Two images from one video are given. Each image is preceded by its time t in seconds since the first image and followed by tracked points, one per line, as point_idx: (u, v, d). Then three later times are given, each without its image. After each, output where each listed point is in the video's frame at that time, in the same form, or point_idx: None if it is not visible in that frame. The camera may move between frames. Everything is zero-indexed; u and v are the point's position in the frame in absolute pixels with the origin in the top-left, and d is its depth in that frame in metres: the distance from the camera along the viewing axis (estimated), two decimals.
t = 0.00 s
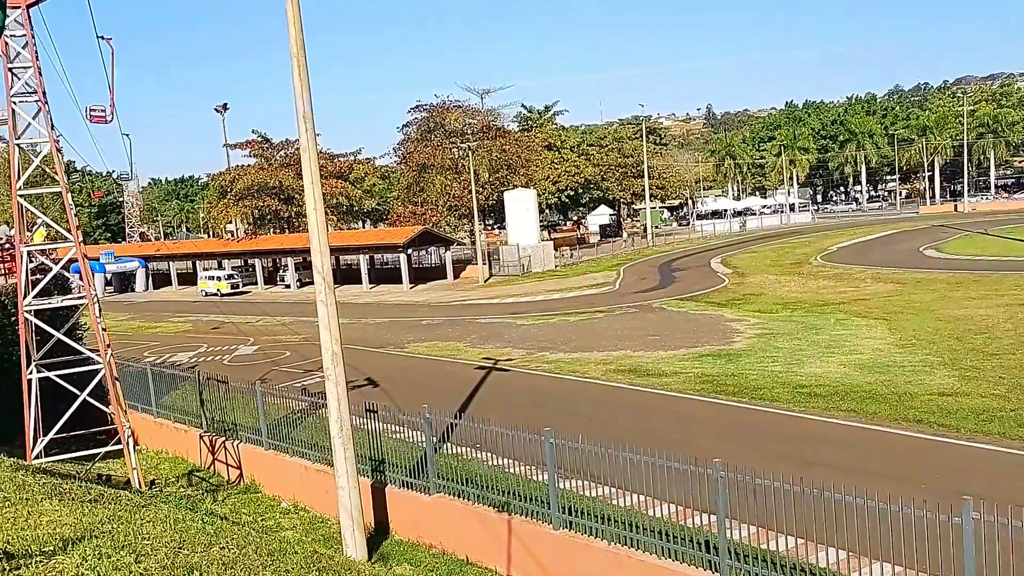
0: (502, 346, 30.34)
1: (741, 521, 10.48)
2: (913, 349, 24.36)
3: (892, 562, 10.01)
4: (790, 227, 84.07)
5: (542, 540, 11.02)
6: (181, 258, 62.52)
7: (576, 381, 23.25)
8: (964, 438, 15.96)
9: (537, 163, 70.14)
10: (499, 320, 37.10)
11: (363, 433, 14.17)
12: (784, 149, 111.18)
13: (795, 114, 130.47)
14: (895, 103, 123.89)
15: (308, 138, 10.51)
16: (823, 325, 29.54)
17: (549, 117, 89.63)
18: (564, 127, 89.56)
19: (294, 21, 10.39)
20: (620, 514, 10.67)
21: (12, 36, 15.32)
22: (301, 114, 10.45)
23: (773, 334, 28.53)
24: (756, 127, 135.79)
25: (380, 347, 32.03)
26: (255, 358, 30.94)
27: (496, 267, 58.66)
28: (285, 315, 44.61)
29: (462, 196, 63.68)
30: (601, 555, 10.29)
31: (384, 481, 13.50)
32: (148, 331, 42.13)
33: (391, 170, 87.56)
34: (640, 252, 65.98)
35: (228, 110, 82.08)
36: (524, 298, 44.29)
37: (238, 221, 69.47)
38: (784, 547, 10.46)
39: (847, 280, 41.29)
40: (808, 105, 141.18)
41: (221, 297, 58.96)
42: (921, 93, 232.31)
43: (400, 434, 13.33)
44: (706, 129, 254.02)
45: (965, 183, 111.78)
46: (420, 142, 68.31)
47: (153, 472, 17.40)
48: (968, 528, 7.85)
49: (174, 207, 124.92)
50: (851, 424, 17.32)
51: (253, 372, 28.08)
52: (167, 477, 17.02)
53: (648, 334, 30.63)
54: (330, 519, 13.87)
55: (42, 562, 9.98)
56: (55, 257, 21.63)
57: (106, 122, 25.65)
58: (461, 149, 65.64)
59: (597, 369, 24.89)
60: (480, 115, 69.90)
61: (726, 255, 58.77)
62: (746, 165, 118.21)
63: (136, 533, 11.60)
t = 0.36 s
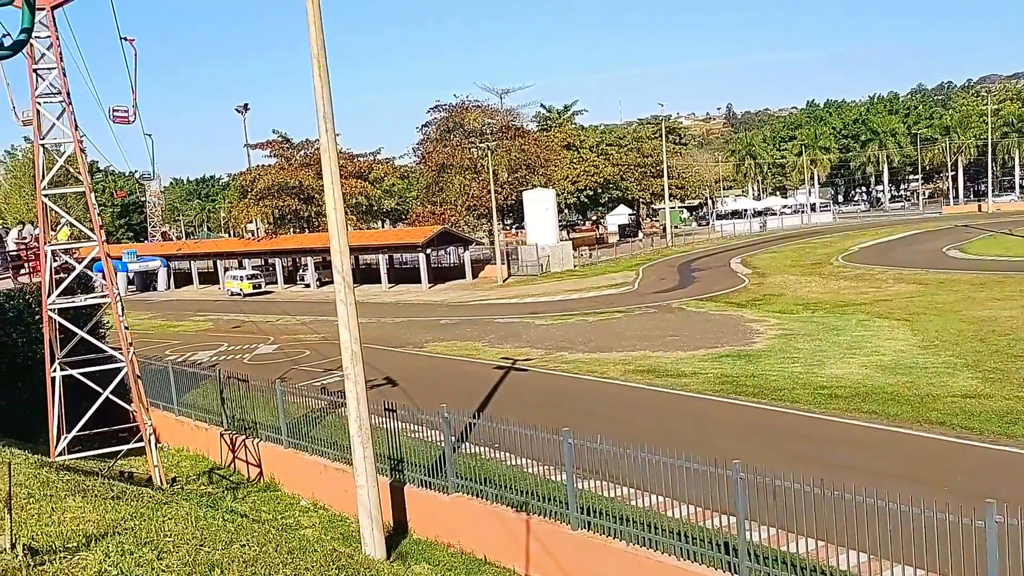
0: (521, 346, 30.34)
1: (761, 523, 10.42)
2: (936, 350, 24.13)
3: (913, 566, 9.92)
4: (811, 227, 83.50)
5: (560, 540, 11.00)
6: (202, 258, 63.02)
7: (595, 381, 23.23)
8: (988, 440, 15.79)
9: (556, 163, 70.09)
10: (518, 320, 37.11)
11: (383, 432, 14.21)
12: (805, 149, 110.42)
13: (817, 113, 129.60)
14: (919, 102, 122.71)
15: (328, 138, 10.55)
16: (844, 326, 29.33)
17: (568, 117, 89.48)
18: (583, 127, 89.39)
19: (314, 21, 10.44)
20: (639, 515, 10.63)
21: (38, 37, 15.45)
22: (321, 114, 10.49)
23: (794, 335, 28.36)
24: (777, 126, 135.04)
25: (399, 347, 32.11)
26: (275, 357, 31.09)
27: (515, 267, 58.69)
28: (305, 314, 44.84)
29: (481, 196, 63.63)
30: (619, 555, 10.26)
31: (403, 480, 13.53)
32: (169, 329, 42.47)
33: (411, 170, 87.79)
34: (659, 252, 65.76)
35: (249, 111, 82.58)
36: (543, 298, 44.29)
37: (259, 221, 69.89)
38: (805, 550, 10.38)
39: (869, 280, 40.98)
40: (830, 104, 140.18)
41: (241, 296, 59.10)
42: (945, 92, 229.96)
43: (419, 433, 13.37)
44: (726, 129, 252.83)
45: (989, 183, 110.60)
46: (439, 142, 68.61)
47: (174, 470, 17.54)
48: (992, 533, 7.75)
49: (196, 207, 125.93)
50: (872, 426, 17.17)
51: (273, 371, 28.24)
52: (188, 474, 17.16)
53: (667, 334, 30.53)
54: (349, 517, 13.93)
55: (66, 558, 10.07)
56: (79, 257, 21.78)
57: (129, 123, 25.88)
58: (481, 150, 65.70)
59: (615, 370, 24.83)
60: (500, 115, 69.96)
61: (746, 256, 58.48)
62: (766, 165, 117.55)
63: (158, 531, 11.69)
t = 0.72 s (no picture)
0: (534, 346, 30.33)
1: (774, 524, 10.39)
2: (952, 353, 23.96)
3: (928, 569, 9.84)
4: (826, 228, 83.14)
5: (573, 540, 11.00)
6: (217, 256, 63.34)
7: (609, 382, 23.21)
8: (1004, 443, 15.68)
9: (570, 162, 70.03)
10: (531, 320, 37.12)
11: (396, 431, 14.25)
12: (821, 149, 109.89)
13: (832, 113, 128.94)
14: (935, 102, 121.92)
15: (343, 138, 10.59)
16: (858, 327, 29.18)
17: (582, 117, 89.32)
18: (597, 127, 89.23)
19: (330, 21, 10.48)
20: (652, 515, 10.63)
21: (56, 37, 15.59)
22: (335, 114, 10.53)
23: (809, 336, 28.20)
24: (792, 126, 134.40)
25: (412, 346, 32.16)
26: (289, 356, 31.17)
27: (528, 267, 58.72)
28: (318, 313, 44.98)
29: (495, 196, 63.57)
30: (632, 556, 10.24)
31: (415, 479, 13.57)
32: (184, 328, 42.65)
33: (424, 169, 87.85)
34: (673, 253, 65.58)
35: (264, 111, 82.83)
36: (556, 298, 44.30)
37: (273, 220, 70.11)
38: (819, 552, 10.36)
39: (885, 281, 40.77)
40: (845, 104, 139.42)
41: (258, 296, 58.74)
42: (963, 91, 228.17)
43: (432, 432, 13.41)
44: (740, 129, 251.86)
45: (1007, 183, 109.80)
46: (453, 142, 68.29)
47: (189, 467, 17.64)
48: (1008, 535, 7.70)
49: (210, 206, 126.46)
50: (888, 428, 17.10)
51: (287, 369, 28.32)
52: (202, 472, 17.24)
53: (681, 335, 30.46)
54: (362, 516, 13.98)
55: (82, 555, 10.10)
56: (95, 255, 21.90)
57: (145, 123, 26.02)
58: (495, 149, 65.70)
59: (628, 370, 24.77)
60: (513, 115, 69.97)
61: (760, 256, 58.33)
62: (781, 165, 117.06)
63: (173, 528, 11.75)
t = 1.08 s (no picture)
0: (547, 346, 30.33)
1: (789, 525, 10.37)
2: (969, 354, 23.78)
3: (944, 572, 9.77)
4: (842, 228, 82.69)
5: (586, 540, 10.99)
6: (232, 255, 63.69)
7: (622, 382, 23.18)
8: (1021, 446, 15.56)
9: (584, 162, 69.95)
10: (545, 320, 37.10)
11: (410, 431, 14.28)
12: (837, 149, 109.26)
13: (849, 113, 128.22)
14: (954, 102, 121.02)
15: (357, 138, 10.61)
16: (875, 328, 29.01)
17: (596, 117, 89.18)
18: (612, 127, 89.07)
19: (345, 22, 10.50)
20: (666, 516, 10.60)
21: (74, 37, 15.72)
22: (350, 113, 10.55)
23: (824, 337, 28.07)
24: (807, 126, 133.79)
25: (426, 345, 32.21)
26: (303, 355, 31.30)
27: (542, 266, 58.71)
28: (333, 312, 45.13)
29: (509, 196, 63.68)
30: (646, 556, 10.21)
31: (429, 479, 13.59)
32: (199, 326, 42.90)
33: (439, 169, 87.98)
34: (688, 253, 65.35)
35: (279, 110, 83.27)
36: (570, 298, 44.27)
37: (288, 220, 70.40)
38: (833, 554, 10.31)
39: (901, 282, 40.50)
40: (862, 104, 138.62)
41: (276, 295, 58.34)
42: (982, 91, 225.94)
43: (445, 432, 13.43)
44: (756, 129, 250.82)
45: None
46: (467, 141, 68.87)
47: (204, 465, 17.74)
48: None
49: (226, 206, 127.17)
50: (904, 430, 16.98)
51: (301, 368, 28.41)
52: (217, 469, 17.33)
53: (695, 335, 30.35)
54: (375, 515, 14.02)
55: (99, 551, 10.13)
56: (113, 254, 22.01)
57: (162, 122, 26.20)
58: (509, 149, 65.66)
59: (642, 371, 24.72)
60: (528, 114, 69.97)
61: (775, 256, 58.10)
62: (797, 165, 116.52)
63: (189, 525, 11.81)
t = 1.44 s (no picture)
0: (558, 346, 30.32)
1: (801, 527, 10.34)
2: (983, 355, 23.65)
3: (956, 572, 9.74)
4: (855, 228, 82.32)
5: (598, 540, 10.97)
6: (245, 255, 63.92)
7: (634, 382, 23.15)
8: None
9: (597, 162, 69.86)
10: (556, 319, 37.10)
11: (421, 430, 14.31)
12: (850, 149, 108.76)
13: (862, 112, 127.68)
14: (968, 102, 120.27)
15: (370, 138, 10.64)
16: (888, 329, 28.89)
17: (608, 116, 89.07)
18: (624, 126, 88.93)
19: (358, 23, 10.53)
20: (678, 517, 10.57)
21: (89, 38, 15.81)
22: (362, 113, 10.58)
23: (836, 338, 27.97)
24: (820, 125, 133.28)
25: (437, 345, 32.25)
26: (315, 354, 31.41)
27: (554, 266, 58.70)
28: (345, 312, 45.26)
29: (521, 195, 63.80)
30: (658, 557, 10.19)
31: (440, 478, 13.62)
32: (212, 326, 43.09)
33: (451, 169, 88.04)
34: (700, 253, 65.21)
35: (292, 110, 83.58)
36: (581, 298, 44.27)
37: (300, 219, 70.61)
38: (847, 555, 10.27)
39: (915, 283, 40.34)
40: (876, 104, 137.98)
41: (292, 295, 57.91)
42: (998, 91, 224.29)
43: (456, 431, 13.45)
44: (768, 129, 249.91)
45: None
46: (479, 141, 68.96)
47: (217, 463, 17.82)
48: None
49: (239, 206, 127.70)
50: (918, 430, 16.92)
51: (313, 368, 28.49)
52: (230, 468, 17.41)
53: (707, 336, 30.30)
54: (387, 514, 14.06)
55: (112, 549, 10.16)
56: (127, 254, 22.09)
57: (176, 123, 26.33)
58: (521, 149, 65.61)
59: (654, 370, 24.68)
60: (540, 114, 69.96)
61: (788, 256, 57.95)
62: (810, 165, 116.07)
63: (203, 523, 11.86)
